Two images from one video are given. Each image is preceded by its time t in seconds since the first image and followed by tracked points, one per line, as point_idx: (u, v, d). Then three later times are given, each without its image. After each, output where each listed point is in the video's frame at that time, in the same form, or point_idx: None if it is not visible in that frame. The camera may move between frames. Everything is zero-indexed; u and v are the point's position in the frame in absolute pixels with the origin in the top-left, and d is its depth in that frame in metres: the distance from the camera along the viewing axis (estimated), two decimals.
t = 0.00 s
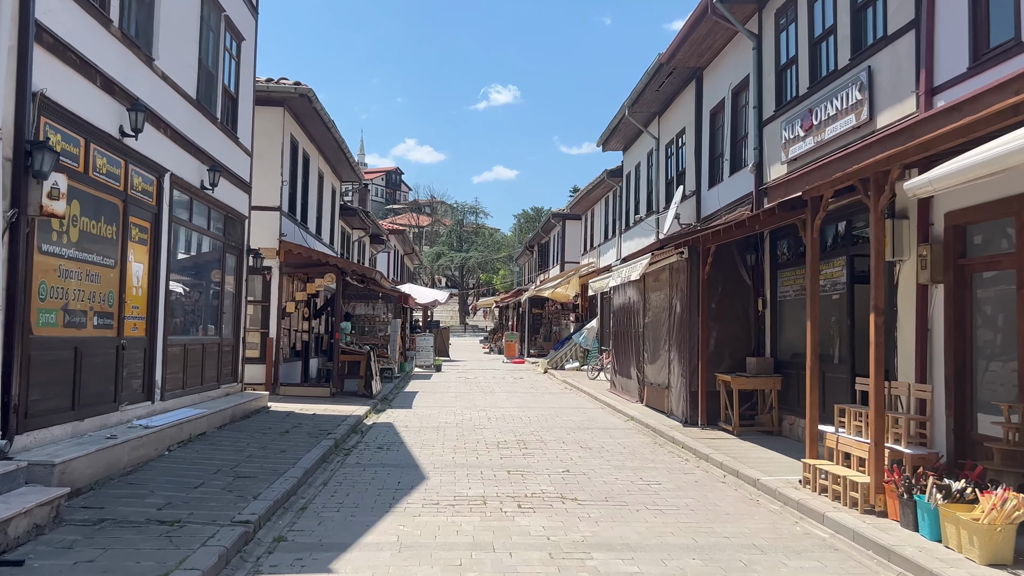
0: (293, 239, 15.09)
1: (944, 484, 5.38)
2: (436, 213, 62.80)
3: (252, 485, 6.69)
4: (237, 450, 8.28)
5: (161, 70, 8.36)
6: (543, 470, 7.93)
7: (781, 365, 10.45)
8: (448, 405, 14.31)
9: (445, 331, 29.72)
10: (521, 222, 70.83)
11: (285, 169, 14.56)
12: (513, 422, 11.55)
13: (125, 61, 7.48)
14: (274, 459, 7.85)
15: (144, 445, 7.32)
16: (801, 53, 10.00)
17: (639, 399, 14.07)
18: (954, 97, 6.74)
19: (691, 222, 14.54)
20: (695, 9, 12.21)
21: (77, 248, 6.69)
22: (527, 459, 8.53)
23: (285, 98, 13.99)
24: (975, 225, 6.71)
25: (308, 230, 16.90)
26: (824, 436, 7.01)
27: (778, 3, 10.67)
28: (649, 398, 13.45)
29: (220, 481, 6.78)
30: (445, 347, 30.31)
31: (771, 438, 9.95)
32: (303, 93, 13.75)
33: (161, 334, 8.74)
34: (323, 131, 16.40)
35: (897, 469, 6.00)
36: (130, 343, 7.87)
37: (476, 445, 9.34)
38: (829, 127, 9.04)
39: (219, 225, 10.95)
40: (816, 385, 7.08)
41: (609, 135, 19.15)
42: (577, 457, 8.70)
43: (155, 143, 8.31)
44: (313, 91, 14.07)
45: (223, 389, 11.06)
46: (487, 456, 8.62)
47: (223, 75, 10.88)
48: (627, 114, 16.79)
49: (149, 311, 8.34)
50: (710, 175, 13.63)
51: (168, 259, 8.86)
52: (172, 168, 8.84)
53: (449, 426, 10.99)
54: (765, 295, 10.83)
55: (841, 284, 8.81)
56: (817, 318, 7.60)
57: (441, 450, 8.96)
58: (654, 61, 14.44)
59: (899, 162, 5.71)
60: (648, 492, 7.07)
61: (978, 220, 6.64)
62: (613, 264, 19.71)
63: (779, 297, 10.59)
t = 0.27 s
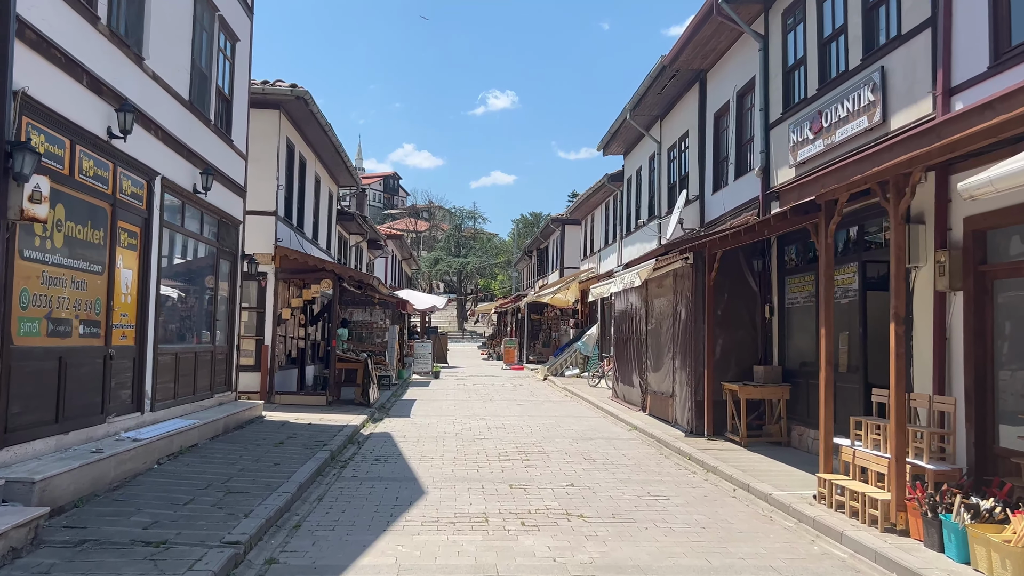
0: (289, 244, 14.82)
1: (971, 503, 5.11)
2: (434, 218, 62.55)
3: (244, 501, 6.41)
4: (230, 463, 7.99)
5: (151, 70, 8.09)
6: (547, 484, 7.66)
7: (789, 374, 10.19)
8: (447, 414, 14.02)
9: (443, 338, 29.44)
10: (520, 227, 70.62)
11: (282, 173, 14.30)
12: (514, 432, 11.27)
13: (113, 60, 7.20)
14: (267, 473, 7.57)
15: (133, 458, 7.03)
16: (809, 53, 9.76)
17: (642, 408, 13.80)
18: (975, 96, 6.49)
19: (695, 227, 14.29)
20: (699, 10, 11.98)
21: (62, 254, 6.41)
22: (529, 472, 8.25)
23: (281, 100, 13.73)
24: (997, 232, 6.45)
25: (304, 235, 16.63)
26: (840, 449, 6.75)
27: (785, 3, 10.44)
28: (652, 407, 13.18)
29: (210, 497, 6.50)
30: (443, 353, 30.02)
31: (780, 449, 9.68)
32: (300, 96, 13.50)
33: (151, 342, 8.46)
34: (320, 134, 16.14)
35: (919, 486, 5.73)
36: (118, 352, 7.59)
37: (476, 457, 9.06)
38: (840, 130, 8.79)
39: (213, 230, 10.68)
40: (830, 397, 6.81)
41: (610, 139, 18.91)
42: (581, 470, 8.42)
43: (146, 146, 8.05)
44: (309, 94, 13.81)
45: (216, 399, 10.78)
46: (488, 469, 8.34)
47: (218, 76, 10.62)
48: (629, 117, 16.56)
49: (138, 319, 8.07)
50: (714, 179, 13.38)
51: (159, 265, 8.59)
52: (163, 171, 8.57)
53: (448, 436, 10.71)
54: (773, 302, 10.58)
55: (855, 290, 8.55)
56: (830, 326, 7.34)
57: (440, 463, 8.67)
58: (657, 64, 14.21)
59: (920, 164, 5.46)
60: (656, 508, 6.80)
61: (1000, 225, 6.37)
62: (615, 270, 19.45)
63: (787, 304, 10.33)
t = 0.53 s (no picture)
0: (286, 248, 14.57)
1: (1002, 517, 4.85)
2: (433, 224, 62.31)
3: (237, 513, 6.14)
4: (223, 473, 7.73)
5: (143, 67, 7.85)
6: (551, 495, 7.39)
7: (798, 380, 9.93)
8: (447, 421, 13.75)
9: (442, 343, 29.17)
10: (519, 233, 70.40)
11: (279, 176, 14.05)
12: (516, 440, 11.01)
13: (102, 55, 6.96)
14: (261, 483, 7.30)
15: (122, 468, 6.77)
16: (818, 52, 9.53)
17: (646, 415, 13.54)
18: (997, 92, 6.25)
19: (699, 231, 14.05)
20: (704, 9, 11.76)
21: (47, 255, 6.15)
22: (533, 482, 7.99)
23: (278, 101, 13.49)
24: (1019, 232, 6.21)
25: (301, 239, 16.38)
26: (857, 458, 6.50)
27: (792, 1, 10.21)
28: (656, 414, 12.91)
29: (201, 509, 6.23)
30: (442, 359, 29.75)
31: (789, 458, 9.42)
32: (297, 97, 13.26)
33: (143, 348, 8.20)
34: (317, 136, 15.89)
35: (943, 498, 5.48)
36: (107, 358, 7.33)
37: (477, 466, 8.79)
38: (851, 129, 8.56)
39: (208, 233, 10.42)
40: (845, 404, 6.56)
41: (611, 142, 18.69)
42: (586, 480, 8.16)
43: (137, 145, 7.80)
44: (306, 95, 13.57)
45: (210, 406, 10.51)
46: (490, 478, 8.07)
47: (212, 75, 10.38)
48: (631, 120, 16.33)
49: (129, 323, 7.81)
50: (719, 182, 13.14)
51: (151, 268, 8.33)
52: (155, 172, 8.32)
53: (448, 445, 10.44)
54: (781, 307, 10.33)
55: (867, 294, 8.31)
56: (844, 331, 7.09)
57: (441, 472, 8.41)
58: (660, 65, 13.99)
59: (944, 161, 5.21)
60: (666, 520, 6.53)
61: None
62: (616, 275, 19.21)
63: (796, 308, 10.09)
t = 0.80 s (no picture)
0: (283, 254, 14.29)
1: None
2: (432, 230, 62.03)
3: (229, 530, 5.86)
4: (216, 486, 7.45)
5: (134, 66, 7.59)
6: (557, 509, 7.12)
7: (809, 389, 9.67)
8: (447, 430, 13.46)
9: (442, 351, 28.88)
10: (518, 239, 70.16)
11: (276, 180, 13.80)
12: (518, 450, 10.72)
13: (91, 53, 6.70)
14: (255, 498, 7.02)
15: (109, 483, 6.49)
16: (829, 52, 9.29)
17: (650, 424, 13.26)
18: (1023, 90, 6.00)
19: (704, 236, 13.80)
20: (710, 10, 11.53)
21: (30, 260, 5.88)
22: (537, 495, 7.71)
23: (275, 104, 13.24)
24: None
25: (299, 244, 16.11)
26: (877, 472, 6.23)
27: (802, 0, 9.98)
28: (661, 423, 12.63)
29: (192, 526, 5.95)
30: (441, 367, 29.45)
31: (800, 470, 9.14)
32: (294, 99, 13.01)
33: (133, 357, 7.92)
34: (315, 140, 15.64)
35: (971, 516, 5.21)
36: (96, 367, 7.05)
37: (480, 478, 8.51)
38: (865, 131, 8.31)
39: (203, 238, 10.16)
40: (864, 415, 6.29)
41: (613, 147, 18.45)
42: (592, 493, 7.87)
43: (127, 146, 7.54)
44: (304, 97, 13.31)
45: (204, 415, 10.22)
46: (493, 492, 7.79)
47: (207, 76, 10.13)
48: (634, 123, 16.10)
49: (119, 331, 7.54)
50: (724, 186, 12.89)
51: (142, 274, 8.06)
52: (147, 174, 8.06)
53: (448, 456, 10.16)
54: (790, 314, 10.07)
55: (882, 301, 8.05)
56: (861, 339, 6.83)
57: (442, 485, 8.13)
58: (664, 67, 13.76)
59: (972, 161, 4.96)
60: (678, 537, 6.26)
61: None
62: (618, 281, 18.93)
63: (806, 315, 9.84)
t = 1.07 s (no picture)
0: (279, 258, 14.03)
1: None
2: (431, 236, 61.78)
3: (217, 546, 5.58)
4: (205, 497, 7.17)
5: (122, 62, 7.33)
6: (560, 522, 6.84)
7: (818, 397, 9.40)
8: (446, 439, 13.18)
9: (440, 357, 28.59)
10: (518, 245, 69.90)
11: (271, 183, 13.54)
12: (519, 459, 10.44)
13: (76, 48, 6.44)
14: (246, 510, 6.74)
15: (93, 495, 6.21)
16: (838, 50, 9.05)
17: (653, 432, 12.98)
18: None
19: (707, 240, 13.55)
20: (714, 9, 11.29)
21: (9, 263, 5.61)
22: (539, 507, 7.44)
23: (271, 106, 12.99)
24: None
25: (295, 249, 15.85)
26: (896, 484, 5.96)
27: None
28: (665, 431, 12.36)
29: (178, 541, 5.67)
30: (440, 373, 29.15)
31: (810, 480, 8.87)
32: (290, 101, 12.76)
33: (121, 363, 7.64)
34: (312, 143, 15.39)
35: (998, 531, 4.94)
36: (80, 374, 6.78)
37: (479, 489, 8.23)
38: (877, 130, 8.06)
39: (195, 241, 9.89)
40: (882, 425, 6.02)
41: (614, 150, 18.22)
42: (596, 505, 7.60)
43: (114, 145, 7.28)
44: (301, 99, 13.06)
45: (196, 423, 9.94)
46: (493, 504, 7.52)
47: (200, 75, 9.88)
48: (636, 126, 15.87)
49: (105, 336, 7.26)
50: (728, 189, 12.65)
51: (131, 278, 7.79)
52: (135, 174, 7.80)
53: (447, 465, 9.88)
54: (798, 319, 9.81)
55: (896, 306, 7.79)
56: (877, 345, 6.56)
57: (440, 496, 7.86)
58: (667, 68, 13.52)
59: (999, 157, 4.70)
60: (687, 552, 5.98)
61: None
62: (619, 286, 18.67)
63: (814, 320, 9.58)
